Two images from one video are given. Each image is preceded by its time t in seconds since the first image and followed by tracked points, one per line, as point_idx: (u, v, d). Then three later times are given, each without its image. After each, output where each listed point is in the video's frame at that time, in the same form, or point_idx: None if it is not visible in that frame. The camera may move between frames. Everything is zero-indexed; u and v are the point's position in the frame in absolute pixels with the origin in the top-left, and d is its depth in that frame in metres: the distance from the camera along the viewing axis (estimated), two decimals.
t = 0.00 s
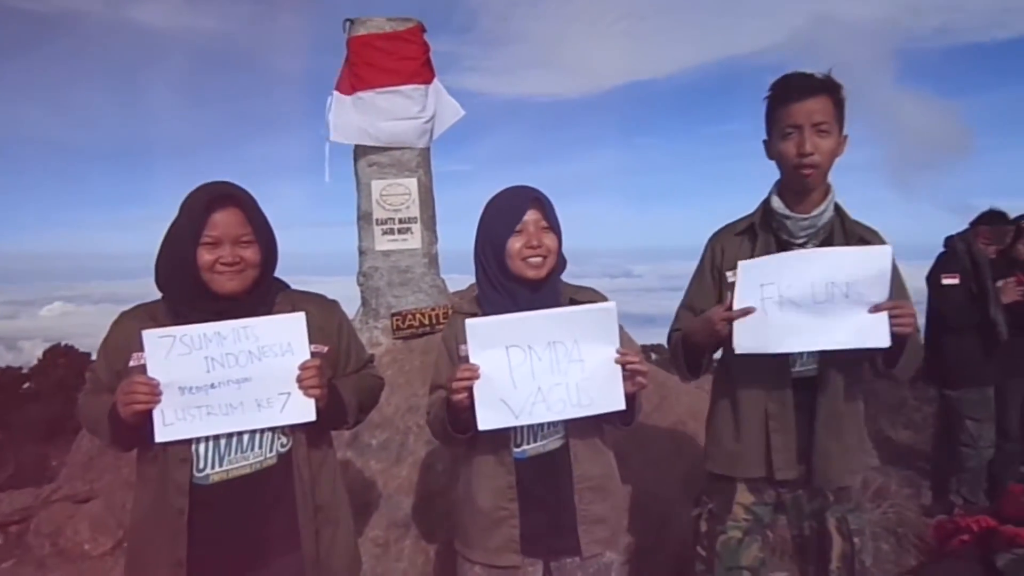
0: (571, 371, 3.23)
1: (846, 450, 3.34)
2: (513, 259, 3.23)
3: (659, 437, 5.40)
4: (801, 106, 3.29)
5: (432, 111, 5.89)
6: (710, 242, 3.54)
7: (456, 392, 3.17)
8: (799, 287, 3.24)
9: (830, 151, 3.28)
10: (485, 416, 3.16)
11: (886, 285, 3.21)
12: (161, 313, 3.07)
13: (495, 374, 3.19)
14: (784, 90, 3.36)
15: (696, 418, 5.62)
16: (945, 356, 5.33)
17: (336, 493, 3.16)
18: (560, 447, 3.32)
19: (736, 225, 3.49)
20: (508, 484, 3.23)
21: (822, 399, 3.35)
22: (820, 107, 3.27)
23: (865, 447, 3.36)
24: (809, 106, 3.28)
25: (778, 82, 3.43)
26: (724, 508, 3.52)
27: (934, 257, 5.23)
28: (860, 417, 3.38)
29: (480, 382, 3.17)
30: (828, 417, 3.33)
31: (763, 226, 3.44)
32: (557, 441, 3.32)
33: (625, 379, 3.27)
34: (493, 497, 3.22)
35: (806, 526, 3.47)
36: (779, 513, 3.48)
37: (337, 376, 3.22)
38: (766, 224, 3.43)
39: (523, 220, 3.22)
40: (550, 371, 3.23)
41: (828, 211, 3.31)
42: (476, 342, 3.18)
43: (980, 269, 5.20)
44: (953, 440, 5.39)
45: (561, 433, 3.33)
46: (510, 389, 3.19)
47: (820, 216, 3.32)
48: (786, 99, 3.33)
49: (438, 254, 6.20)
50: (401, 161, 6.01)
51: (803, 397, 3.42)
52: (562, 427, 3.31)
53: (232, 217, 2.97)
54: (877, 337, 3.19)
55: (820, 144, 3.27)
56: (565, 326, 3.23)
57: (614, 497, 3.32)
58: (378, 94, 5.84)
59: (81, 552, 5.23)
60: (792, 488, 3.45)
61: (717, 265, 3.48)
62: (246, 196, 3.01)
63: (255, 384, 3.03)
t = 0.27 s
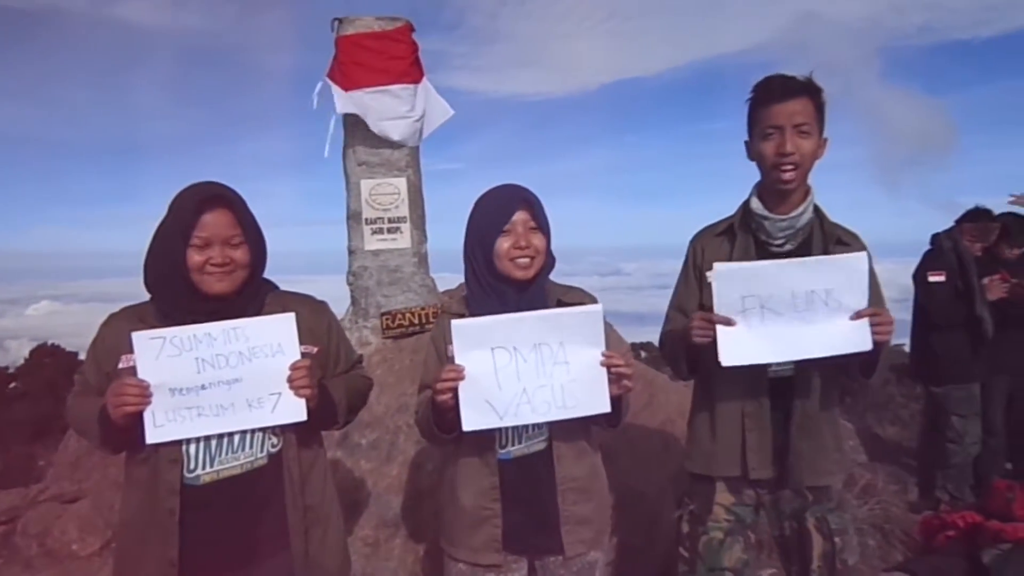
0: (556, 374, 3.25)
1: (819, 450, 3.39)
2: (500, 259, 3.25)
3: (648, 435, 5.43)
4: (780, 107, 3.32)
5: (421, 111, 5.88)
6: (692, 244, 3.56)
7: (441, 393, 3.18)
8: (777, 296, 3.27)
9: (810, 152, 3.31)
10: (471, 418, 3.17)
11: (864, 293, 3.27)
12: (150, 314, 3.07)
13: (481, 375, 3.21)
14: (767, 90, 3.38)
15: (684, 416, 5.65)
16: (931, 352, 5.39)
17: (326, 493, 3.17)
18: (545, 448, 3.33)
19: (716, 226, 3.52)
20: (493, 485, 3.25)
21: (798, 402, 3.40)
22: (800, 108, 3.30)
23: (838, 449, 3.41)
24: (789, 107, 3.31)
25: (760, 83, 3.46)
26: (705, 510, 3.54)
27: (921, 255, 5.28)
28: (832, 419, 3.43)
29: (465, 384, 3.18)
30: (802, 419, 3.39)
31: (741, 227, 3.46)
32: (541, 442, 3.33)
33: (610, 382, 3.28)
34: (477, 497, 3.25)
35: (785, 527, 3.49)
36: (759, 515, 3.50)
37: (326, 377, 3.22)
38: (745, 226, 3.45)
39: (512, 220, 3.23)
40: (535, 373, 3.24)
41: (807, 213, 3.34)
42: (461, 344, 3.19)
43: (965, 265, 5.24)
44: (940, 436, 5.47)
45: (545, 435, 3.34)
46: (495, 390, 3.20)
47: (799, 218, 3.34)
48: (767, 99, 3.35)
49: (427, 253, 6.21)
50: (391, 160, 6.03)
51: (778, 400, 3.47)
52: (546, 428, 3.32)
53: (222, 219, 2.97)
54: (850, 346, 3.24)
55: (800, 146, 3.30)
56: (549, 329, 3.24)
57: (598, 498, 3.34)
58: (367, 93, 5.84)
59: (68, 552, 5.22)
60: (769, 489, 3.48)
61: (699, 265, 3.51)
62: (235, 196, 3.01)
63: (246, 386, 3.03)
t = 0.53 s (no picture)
0: (547, 381, 3.26)
1: (814, 457, 3.41)
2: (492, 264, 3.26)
3: (640, 440, 5.44)
4: (773, 116, 3.35)
5: (416, 114, 5.91)
6: (687, 251, 3.58)
7: (432, 399, 3.19)
8: (769, 300, 3.29)
9: (802, 160, 3.33)
10: (460, 423, 3.18)
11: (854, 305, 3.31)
12: (142, 315, 3.07)
13: (471, 382, 3.22)
14: (764, 98, 3.40)
15: (676, 421, 5.66)
16: (922, 359, 5.42)
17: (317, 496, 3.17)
18: (536, 453, 3.34)
19: (711, 234, 3.54)
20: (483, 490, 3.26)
21: (792, 408, 3.41)
22: (791, 117, 3.33)
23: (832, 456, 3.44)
24: (780, 117, 3.34)
25: (755, 91, 3.48)
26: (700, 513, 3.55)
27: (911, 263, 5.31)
28: (827, 426, 3.46)
29: (455, 390, 3.19)
30: (797, 425, 3.40)
31: (736, 235, 3.48)
32: (532, 448, 3.34)
33: (601, 390, 3.29)
34: (466, 501, 3.26)
35: (778, 535, 3.48)
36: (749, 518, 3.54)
37: (320, 378, 3.23)
38: (739, 234, 3.47)
39: (505, 225, 3.24)
40: (527, 380, 3.25)
41: (800, 221, 3.36)
42: (451, 350, 3.20)
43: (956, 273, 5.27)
44: (930, 443, 5.51)
45: (535, 441, 3.34)
46: (485, 397, 3.22)
47: (792, 226, 3.36)
48: (760, 109, 3.38)
49: (421, 256, 6.22)
50: (386, 163, 6.04)
51: (773, 406, 3.49)
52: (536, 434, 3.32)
53: (215, 221, 2.97)
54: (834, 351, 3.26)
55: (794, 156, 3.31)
56: (540, 335, 3.25)
57: (586, 502, 3.33)
58: (362, 97, 5.87)
59: (58, 552, 5.21)
60: (764, 494, 3.49)
61: (694, 273, 3.52)
62: (228, 198, 3.02)
63: (238, 387, 3.04)
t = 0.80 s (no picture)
0: (551, 391, 3.27)
1: (831, 464, 3.41)
2: (494, 274, 3.27)
3: (645, 449, 5.44)
4: (789, 123, 3.36)
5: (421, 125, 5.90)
6: (702, 260, 3.58)
7: (437, 408, 3.20)
8: (781, 313, 3.30)
9: (815, 167, 3.34)
10: (465, 433, 3.19)
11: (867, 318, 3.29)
12: (147, 324, 3.09)
13: (476, 393, 3.22)
14: (776, 106, 3.41)
15: (680, 430, 5.65)
16: (928, 368, 5.39)
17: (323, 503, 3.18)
18: (540, 462, 3.34)
19: (724, 242, 3.54)
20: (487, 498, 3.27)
21: (806, 417, 3.42)
22: (804, 125, 3.34)
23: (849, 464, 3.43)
24: (795, 124, 3.35)
25: (767, 99, 3.48)
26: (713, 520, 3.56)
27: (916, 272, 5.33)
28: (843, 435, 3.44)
29: (460, 400, 3.20)
30: (811, 433, 3.41)
31: (750, 244, 3.49)
32: (536, 458, 3.34)
33: (605, 400, 3.30)
34: (470, 510, 3.26)
35: (790, 542, 3.50)
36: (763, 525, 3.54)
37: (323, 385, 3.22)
38: (753, 243, 3.48)
39: (507, 236, 3.26)
40: (532, 390, 3.27)
41: (814, 229, 3.36)
42: (456, 359, 3.21)
43: (961, 284, 5.27)
44: (937, 453, 5.51)
45: (539, 451, 3.35)
46: (490, 406, 3.22)
47: (807, 235, 3.36)
48: (774, 116, 3.39)
49: (425, 265, 6.24)
50: (389, 173, 6.07)
51: (788, 413, 3.48)
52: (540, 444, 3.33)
53: (219, 232, 2.99)
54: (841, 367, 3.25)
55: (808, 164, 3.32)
56: (545, 345, 3.26)
57: (589, 510, 3.33)
58: (366, 106, 5.89)
59: (62, 560, 5.19)
60: (778, 501, 3.49)
61: (709, 281, 3.52)
62: (234, 209, 3.03)
63: (233, 389, 3.03)
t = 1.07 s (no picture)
0: (580, 393, 3.27)
1: (869, 472, 3.35)
2: (520, 281, 3.28)
3: (673, 456, 5.41)
4: (825, 128, 3.34)
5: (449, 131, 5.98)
6: (740, 265, 3.57)
7: (466, 412, 3.20)
8: (816, 316, 3.27)
9: (853, 172, 3.31)
10: (496, 437, 3.20)
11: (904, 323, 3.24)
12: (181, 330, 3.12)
13: (505, 396, 3.23)
14: (812, 111, 3.40)
15: (709, 438, 5.62)
16: (959, 376, 5.35)
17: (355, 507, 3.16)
18: (569, 467, 3.35)
19: (762, 248, 3.53)
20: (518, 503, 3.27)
21: (843, 422, 3.36)
22: (841, 129, 3.32)
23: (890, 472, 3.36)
24: (833, 128, 3.33)
25: (801, 104, 3.48)
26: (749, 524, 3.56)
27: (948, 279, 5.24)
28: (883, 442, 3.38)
29: (489, 404, 3.22)
30: (847, 440, 3.35)
31: (787, 250, 3.47)
32: (566, 462, 3.35)
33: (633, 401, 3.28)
34: (501, 514, 3.27)
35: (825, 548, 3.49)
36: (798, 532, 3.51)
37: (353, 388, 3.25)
38: (791, 248, 3.46)
39: (531, 243, 3.27)
40: (562, 392, 3.26)
41: (852, 234, 3.32)
42: (485, 362, 3.22)
43: (995, 291, 5.17)
44: (971, 463, 5.41)
45: (569, 455, 3.35)
46: (519, 409, 3.24)
47: (845, 239, 3.33)
48: (810, 121, 3.38)
49: (453, 272, 6.27)
50: (417, 180, 6.11)
51: (826, 420, 3.43)
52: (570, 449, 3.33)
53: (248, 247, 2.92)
54: (873, 372, 3.21)
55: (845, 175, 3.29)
56: (573, 347, 3.26)
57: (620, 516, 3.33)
58: (395, 114, 5.92)
59: (97, 563, 5.19)
60: (815, 508, 3.46)
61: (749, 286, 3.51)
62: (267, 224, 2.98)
63: (269, 204, 2.85)
